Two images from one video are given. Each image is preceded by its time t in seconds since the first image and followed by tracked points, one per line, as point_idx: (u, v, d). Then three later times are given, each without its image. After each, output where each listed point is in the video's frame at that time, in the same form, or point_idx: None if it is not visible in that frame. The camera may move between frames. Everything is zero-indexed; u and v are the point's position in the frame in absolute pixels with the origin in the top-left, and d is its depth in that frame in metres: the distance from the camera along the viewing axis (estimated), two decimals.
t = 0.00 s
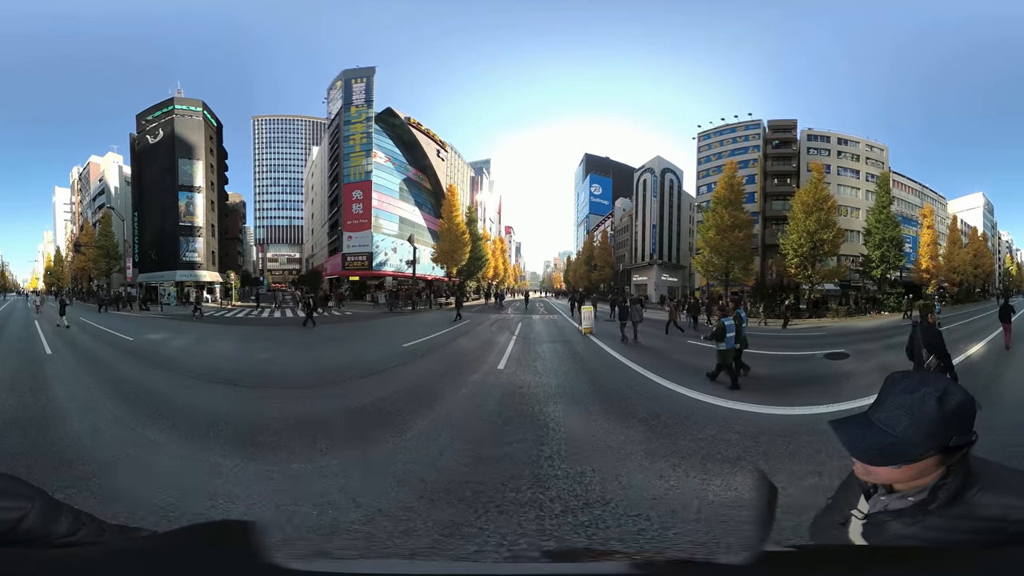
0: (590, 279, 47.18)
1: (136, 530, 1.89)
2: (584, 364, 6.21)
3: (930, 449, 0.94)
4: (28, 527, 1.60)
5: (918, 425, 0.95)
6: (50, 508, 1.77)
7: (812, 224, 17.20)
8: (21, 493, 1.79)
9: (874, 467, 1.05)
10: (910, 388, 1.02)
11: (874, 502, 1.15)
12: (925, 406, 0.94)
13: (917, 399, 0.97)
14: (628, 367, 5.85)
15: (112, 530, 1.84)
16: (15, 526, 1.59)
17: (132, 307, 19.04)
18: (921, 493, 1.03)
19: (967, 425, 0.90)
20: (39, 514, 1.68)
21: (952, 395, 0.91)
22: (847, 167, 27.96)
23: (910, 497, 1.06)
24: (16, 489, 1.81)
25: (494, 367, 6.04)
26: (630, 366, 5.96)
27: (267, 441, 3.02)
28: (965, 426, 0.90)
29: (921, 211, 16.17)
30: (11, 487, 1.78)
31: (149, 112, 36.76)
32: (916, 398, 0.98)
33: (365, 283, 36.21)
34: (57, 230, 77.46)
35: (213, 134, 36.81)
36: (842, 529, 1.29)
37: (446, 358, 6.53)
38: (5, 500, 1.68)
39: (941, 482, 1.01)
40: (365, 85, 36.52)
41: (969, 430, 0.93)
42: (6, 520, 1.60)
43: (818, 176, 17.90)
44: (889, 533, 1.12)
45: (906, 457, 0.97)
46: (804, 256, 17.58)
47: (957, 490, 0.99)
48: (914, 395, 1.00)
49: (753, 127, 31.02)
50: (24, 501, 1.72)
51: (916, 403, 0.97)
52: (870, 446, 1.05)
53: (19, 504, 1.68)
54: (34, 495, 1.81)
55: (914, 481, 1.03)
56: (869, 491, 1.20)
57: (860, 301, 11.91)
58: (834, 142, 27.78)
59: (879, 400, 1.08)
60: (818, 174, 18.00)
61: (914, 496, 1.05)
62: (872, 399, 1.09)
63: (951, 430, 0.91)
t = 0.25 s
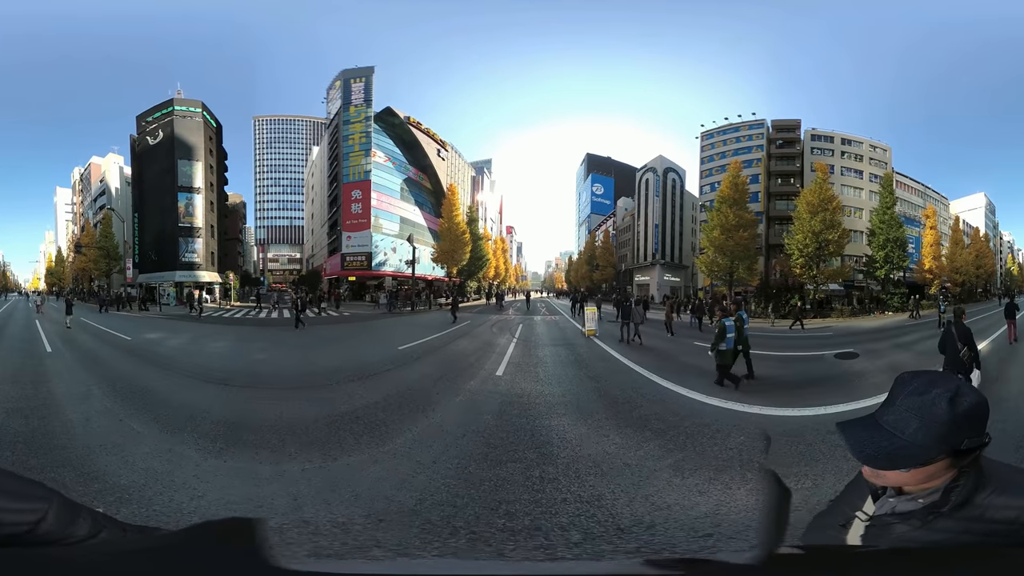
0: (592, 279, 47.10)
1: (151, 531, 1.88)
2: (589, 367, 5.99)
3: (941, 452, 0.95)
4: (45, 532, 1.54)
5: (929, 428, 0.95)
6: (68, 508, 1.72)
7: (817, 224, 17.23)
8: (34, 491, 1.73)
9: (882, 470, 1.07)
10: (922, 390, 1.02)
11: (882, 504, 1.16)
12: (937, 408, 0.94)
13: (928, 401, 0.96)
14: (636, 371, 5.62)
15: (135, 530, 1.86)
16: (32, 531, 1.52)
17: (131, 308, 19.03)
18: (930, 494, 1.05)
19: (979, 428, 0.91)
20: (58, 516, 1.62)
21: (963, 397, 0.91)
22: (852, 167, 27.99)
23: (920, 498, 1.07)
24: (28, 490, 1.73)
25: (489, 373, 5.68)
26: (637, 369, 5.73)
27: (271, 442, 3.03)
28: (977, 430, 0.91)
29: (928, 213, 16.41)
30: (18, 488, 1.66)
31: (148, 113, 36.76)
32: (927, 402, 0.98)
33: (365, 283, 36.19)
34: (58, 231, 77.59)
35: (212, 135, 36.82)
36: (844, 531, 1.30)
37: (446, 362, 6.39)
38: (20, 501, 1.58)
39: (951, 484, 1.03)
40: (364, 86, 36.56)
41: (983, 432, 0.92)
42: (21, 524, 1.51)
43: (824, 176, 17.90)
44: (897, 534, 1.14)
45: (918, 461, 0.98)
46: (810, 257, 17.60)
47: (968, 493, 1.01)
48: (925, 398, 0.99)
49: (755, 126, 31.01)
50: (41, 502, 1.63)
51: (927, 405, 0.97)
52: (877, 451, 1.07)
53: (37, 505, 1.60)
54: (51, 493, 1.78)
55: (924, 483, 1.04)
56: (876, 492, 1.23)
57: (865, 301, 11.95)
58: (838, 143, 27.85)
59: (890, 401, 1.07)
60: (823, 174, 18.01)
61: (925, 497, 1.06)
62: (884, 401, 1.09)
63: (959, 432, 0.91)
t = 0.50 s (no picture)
0: (591, 278, 47.03)
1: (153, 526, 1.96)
2: (589, 373, 5.67)
3: (944, 448, 0.96)
4: (40, 523, 1.90)
5: (931, 425, 0.96)
6: (63, 502, 2.12)
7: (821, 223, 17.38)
8: (33, 487, 2.17)
9: (893, 466, 1.06)
10: (920, 387, 1.04)
11: (897, 501, 1.17)
12: (935, 407, 0.96)
13: (926, 400, 0.98)
14: (639, 378, 5.29)
15: (127, 527, 1.94)
16: (31, 521, 1.90)
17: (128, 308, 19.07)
18: (940, 487, 1.06)
19: (977, 422, 0.93)
20: (50, 510, 1.99)
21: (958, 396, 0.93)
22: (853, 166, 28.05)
23: (929, 492, 1.08)
24: (29, 485, 2.18)
25: (480, 380, 5.30)
26: (642, 376, 5.43)
27: (273, 439, 3.07)
28: (977, 424, 0.94)
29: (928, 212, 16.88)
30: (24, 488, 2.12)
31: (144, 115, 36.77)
32: (925, 399, 1.00)
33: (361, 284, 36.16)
34: (55, 231, 77.49)
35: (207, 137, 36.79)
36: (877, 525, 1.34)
37: (439, 366, 6.10)
38: (19, 496, 2.04)
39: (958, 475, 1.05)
40: (358, 85, 36.48)
41: (981, 426, 0.95)
42: (21, 515, 1.91)
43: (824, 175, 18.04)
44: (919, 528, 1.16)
45: (919, 455, 0.99)
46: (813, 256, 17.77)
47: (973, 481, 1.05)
48: (923, 396, 1.01)
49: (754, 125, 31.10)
50: (38, 498, 2.06)
51: (927, 404, 0.98)
52: (885, 446, 1.06)
53: (33, 503, 1.99)
54: (47, 492, 2.14)
55: (933, 477, 1.05)
56: (890, 490, 1.23)
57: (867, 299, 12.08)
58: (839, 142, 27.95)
59: (891, 401, 1.08)
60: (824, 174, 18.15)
61: (934, 492, 1.08)
62: (887, 400, 1.10)
63: (958, 429, 0.93)
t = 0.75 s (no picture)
0: (588, 279, 46.86)
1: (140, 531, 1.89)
2: (591, 377, 5.16)
3: (929, 438, 0.97)
4: (15, 520, 1.61)
5: (918, 413, 0.98)
6: (42, 498, 1.78)
7: (821, 222, 17.39)
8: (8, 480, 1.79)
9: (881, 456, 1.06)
10: (910, 381, 1.05)
11: (878, 496, 1.14)
12: (923, 397, 0.98)
13: (916, 390, 1.00)
14: (649, 384, 4.75)
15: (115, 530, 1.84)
16: (6, 517, 1.61)
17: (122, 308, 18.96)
18: (922, 484, 1.07)
19: (963, 415, 0.96)
20: (28, 507, 1.68)
21: (947, 387, 0.96)
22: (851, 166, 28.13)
23: (911, 488, 1.09)
24: (6, 478, 1.79)
25: (473, 385, 4.71)
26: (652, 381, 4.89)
27: (265, 440, 3.02)
28: (962, 417, 0.95)
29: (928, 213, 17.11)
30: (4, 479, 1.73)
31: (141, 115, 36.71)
32: (915, 392, 1.01)
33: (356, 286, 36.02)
34: (50, 230, 77.09)
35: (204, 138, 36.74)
36: (851, 527, 1.22)
37: (428, 369, 5.58)
38: None
39: (941, 472, 1.05)
40: (354, 86, 36.46)
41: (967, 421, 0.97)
42: None
43: (824, 174, 18.13)
44: (897, 528, 1.11)
45: (910, 445, 0.99)
46: (813, 256, 17.72)
47: (955, 479, 1.04)
48: (913, 387, 1.02)
49: (753, 124, 31.22)
50: (14, 491, 1.70)
51: (915, 395, 1.01)
52: (877, 436, 1.05)
53: (9, 494, 1.66)
54: (26, 484, 1.81)
55: (917, 472, 1.05)
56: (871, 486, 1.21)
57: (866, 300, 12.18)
58: (837, 142, 28.03)
59: (882, 394, 1.09)
60: (824, 173, 18.20)
61: (915, 487, 1.08)
62: (876, 393, 1.10)
63: (947, 419, 0.95)
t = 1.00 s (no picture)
0: (588, 280, 46.82)
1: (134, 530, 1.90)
2: (595, 386, 4.77)
3: (933, 441, 0.96)
4: (11, 518, 1.62)
5: (919, 415, 0.97)
6: (38, 498, 1.79)
7: (824, 222, 17.40)
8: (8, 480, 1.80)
9: (883, 460, 1.05)
10: (912, 381, 1.03)
11: (880, 494, 1.15)
12: (924, 399, 0.97)
13: (918, 394, 0.98)
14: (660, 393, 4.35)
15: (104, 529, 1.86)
16: (2, 515, 1.61)
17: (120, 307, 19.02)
18: (923, 483, 1.05)
19: (964, 416, 0.94)
20: (25, 505, 1.69)
21: (949, 387, 0.95)
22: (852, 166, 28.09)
23: (913, 487, 1.08)
24: (4, 478, 1.81)
25: (465, 397, 4.32)
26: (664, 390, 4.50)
27: (264, 440, 3.03)
28: (963, 417, 0.94)
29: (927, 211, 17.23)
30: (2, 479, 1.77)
31: (141, 115, 36.81)
32: (915, 393, 1.00)
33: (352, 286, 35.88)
34: (51, 230, 77.37)
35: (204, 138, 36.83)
36: (859, 523, 1.27)
37: (419, 377, 5.21)
38: None
39: (942, 473, 1.04)
40: (353, 87, 36.49)
41: (968, 421, 0.96)
42: None
43: (826, 174, 18.16)
44: (901, 527, 1.13)
45: (912, 448, 0.98)
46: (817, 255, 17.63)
47: (956, 481, 1.03)
48: (914, 390, 1.00)
49: (754, 124, 31.23)
50: (12, 490, 1.72)
51: (917, 397, 0.99)
52: (878, 440, 1.05)
53: (6, 493, 1.68)
54: (25, 483, 1.83)
55: (917, 472, 1.03)
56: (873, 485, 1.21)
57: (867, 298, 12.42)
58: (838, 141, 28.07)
59: (882, 397, 1.08)
60: (827, 173, 18.17)
61: (915, 486, 1.07)
62: (878, 394, 1.09)
63: (948, 421, 0.94)
